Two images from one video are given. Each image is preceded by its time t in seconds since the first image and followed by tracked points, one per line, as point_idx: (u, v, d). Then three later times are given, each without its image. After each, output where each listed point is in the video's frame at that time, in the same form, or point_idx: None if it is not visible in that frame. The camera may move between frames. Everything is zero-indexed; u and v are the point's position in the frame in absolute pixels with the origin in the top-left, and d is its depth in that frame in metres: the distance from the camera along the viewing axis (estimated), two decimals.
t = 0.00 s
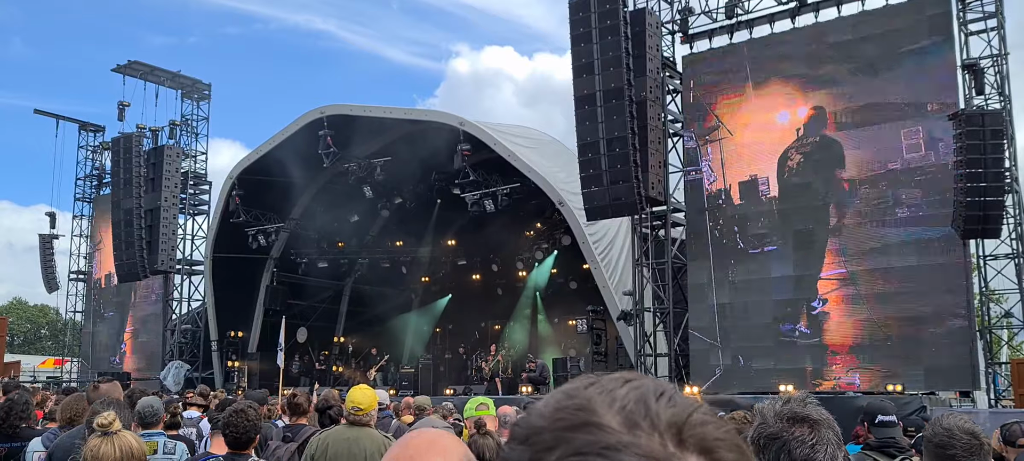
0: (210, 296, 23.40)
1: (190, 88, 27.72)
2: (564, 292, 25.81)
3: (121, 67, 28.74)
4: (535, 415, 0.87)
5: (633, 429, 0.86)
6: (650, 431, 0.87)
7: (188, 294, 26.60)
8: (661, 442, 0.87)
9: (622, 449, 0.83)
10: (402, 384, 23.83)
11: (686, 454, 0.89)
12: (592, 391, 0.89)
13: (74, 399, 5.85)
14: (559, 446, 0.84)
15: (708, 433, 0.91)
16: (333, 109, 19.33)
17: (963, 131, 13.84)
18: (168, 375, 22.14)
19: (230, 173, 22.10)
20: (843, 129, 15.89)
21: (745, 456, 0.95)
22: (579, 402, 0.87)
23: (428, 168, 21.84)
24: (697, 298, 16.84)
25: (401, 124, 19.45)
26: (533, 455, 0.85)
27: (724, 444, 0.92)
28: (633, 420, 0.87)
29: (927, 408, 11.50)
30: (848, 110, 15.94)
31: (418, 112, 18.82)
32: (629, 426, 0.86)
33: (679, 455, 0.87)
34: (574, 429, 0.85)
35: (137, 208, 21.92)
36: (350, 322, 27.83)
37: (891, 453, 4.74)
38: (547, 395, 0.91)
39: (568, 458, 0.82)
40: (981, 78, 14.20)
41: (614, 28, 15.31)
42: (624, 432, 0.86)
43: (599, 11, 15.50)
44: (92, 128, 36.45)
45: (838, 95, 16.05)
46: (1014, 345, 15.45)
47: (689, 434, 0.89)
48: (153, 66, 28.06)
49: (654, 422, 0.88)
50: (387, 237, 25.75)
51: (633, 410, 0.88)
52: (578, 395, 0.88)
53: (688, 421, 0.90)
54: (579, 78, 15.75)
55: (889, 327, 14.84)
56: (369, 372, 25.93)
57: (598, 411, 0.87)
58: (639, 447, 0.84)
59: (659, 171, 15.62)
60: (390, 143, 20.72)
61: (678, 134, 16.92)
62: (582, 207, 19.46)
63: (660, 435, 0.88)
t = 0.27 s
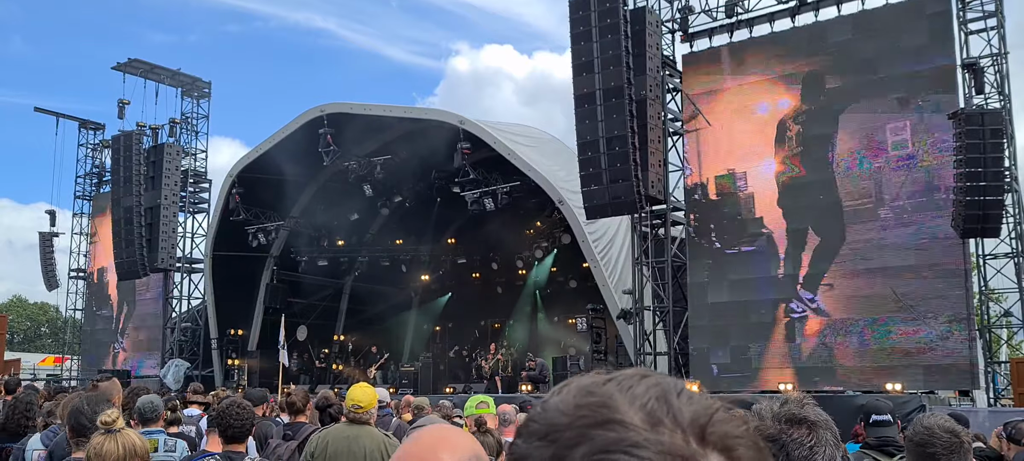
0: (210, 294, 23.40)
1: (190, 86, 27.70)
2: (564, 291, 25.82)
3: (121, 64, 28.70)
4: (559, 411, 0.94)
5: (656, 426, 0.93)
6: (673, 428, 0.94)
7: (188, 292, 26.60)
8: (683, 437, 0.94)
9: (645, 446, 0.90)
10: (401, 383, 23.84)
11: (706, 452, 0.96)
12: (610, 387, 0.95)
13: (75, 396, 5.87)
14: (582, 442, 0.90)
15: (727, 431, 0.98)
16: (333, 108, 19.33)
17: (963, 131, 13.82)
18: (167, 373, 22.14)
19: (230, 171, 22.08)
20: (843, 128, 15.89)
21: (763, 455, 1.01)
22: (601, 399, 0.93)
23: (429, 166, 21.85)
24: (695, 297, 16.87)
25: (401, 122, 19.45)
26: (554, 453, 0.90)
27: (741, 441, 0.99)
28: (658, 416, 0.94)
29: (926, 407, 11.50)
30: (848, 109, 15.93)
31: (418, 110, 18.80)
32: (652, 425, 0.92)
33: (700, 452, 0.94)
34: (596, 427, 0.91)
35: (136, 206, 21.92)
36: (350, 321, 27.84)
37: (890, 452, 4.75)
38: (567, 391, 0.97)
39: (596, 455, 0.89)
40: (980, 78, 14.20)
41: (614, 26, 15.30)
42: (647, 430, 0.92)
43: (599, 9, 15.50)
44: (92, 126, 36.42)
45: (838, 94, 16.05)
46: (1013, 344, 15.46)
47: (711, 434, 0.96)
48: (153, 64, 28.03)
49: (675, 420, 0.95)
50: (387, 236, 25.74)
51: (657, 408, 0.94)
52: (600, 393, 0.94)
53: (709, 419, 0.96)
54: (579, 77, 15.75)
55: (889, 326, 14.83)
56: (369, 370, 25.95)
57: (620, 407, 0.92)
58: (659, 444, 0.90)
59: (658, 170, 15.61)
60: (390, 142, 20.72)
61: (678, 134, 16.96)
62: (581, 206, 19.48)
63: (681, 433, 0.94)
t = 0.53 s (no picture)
0: (210, 292, 23.40)
1: (191, 84, 27.67)
2: (563, 288, 25.83)
3: (121, 62, 28.68)
4: (602, 391, 0.96)
5: (700, 410, 0.94)
6: (715, 412, 0.95)
7: (188, 289, 26.61)
8: (724, 422, 0.95)
9: (687, 427, 0.91)
10: (401, 380, 23.85)
11: (746, 438, 0.96)
12: (654, 372, 0.97)
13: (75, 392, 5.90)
14: (625, 423, 0.92)
15: (768, 418, 0.97)
16: (333, 105, 19.33)
17: (963, 129, 13.81)
18: (168, 371, 22.15)
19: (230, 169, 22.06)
20: (843, 126, 15.89)
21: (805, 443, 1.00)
22: (644, 382, 0.95)
23: (429, 164, 21.85)
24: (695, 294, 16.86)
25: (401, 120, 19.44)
26: (599, 431, 0.94)
27: (782, 429, 0.98)
28: (699, 400, 0.95)
29: (925, 405, 11.52)
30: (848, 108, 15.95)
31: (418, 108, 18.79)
32: (693, 407, 0.94)
33: (740, 438, 0.95)
34: (638, 409, 0.93)
35: (137, 204, 21.93)
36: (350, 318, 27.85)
37: (889, 449, 4.79)
38: (612, 375, 0.99)
39: (638, 435, 0.91)
40: (980, 76, 14.19)
41: (614, 24, 15.29)
42: (689, 412, 0.93)
43: (599, 7, 15.50)
44: (93, 123, 36.40)
45: (838, 92, 16.05)
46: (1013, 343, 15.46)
47: (752, 419, 0.96)
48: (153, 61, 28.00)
49: (718, 403, 0.95)
50: (387, 233, 25.75)
51: (700, 393, 0.95)
52: (643, 376, 0.96)
53: (750, 406, 0.96)
54: (579, 75, 15.76)
55: (889, 324, 14.84)
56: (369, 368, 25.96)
57: (663, 390, 0.94)
58: (701, 427, 0.92)
59: (659, 168, 15.61)
60: (390, 140, 20.72)
61: (678, 131, 16.95)
62: (582, 203, 19.48)
63: (723, 417, 0.95)
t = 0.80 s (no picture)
0: (209, 288, 23.40)
1: (190, 80, 27.65)
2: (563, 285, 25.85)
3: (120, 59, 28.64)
4: (609, 372, 1.04)
5: (700, 390, 1.01)
6: (715, 393, 1.02)
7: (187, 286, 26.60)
8: (724, 403, 1.03)
9: (690, 406, 0.99)
10: (401, 377, 23.86)
11: (745, 418, 1.04)
12: (657, 356, 1.05)
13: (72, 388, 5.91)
14: (631, 401, 0.99)
15: (766, 401, 1.05)
16: (332, 102, 19.31)
17: (963, 125, 13.83)
18: (167, 368, 22.14)
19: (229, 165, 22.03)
20: (842, 123, 15.88)
21: (798, 425, 1.09)
22: (649, 365, 1.03)
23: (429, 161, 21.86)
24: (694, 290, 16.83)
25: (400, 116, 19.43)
26: (603, 410, 1.00)
27: (779, 411, 1.07)
28: (702, 381, 1.03)
29: (925, 401, 11.51)
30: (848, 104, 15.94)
31: (417, 104, 18.77)
32: (696, 388, 1.01)
33: (739, 417, 1.03)
34: (642, 387, 1.00)
35: (136, 201, 21.92)
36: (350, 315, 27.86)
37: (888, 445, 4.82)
38: (619, 359, 1.07)
39: (641, 412, 0.98)
40: (980, 72, 14.18)
41: (613, 20, 15.26)
42: (691, 392, 1.00)
43: (599, 3, 15.49)
44: (91, 120, 36.33)
45: (838, 89, 16.05)
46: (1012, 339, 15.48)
47: (751, 400, 1.04)
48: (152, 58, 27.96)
49: (718, 385, 1.03)
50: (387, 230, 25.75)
51: (701, 376, 1.03)
52: (647, 360, 1.04)
53: (749, 389, 1.04)
54: (579, 71, 15.75)
55: (888, 320, 14.83)
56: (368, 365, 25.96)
57: (666, 372, 1.02)
58: (702, 406, 0.99)
59: (658, 164, 15.60)
60: (389, 136, 20.71)
61: (678, 128, 16.96)
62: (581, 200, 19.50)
63: (723, 398, 1.03)
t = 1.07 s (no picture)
0: (209, 283, 23.39)
1: (189, 75, 27.60)
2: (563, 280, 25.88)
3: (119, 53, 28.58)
4: (607, 351, 1.05)
5: (699, 368, 1.03)
6: (713, 371, 1.04)
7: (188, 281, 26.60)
8: (723, 380, 1.04)
9: (688, 385, 1.01)
10: (401, 372, 23.87)
11: (742, 395, 1.06)
12: (656, 334, 1.07)
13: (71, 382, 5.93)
14: (629, 382, 1.01)
15: (764, 378, 1.07)
16: (332, 97, 19.29)
17: (963, 118, 13.82)
18: (167, 363, 22.15)
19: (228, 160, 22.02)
20: (843, 117, 15.88)
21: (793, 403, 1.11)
22: (648, 343, 1.04)
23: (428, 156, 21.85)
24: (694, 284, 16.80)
25: (400, 111, 19.42)
26: (605, 388, 1.02)
27: (775, 387, 1.08)
28: (700, 359, 1.05)
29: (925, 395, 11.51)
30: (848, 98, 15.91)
31: (417, 98, 18.75)
32: (694, 366, 1.03)
33: (736, 395, 1.04)
34: (641, 367, 1.02)
35: (136, 196, 21.90)
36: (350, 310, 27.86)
37: (888, 436, 4.83)
38: (617, 337, 1.09)
39: (642, 392, 1.00)
40: (981, 65, 14.16)
41: (613, 14, 15.24)
42: (688, 371, 1.02)
43: None
44: (91, 115, 36.28)
45: (839, 82, 16.02)
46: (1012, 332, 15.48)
47: (748, 378, 1.05)
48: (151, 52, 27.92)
49: (717, 363, 1.05)
50: (387, 225, 25.74)
51: (699, 353, 1.05)
52: (645, 338, 1.07)
53: (745, 367, 1.06)
54: (578, 65, 15.73)
55: (888, 314, 14.82)
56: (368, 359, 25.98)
57: (665, 351, 1.03)
58: (700, 384, 1.01)
59: (658, 158, 15.57)
60: (389, 131, 20.69)
61: (678, 122, 16.93)
62: (581, 194, 19.49)
63: (722, 376, 1.05)
